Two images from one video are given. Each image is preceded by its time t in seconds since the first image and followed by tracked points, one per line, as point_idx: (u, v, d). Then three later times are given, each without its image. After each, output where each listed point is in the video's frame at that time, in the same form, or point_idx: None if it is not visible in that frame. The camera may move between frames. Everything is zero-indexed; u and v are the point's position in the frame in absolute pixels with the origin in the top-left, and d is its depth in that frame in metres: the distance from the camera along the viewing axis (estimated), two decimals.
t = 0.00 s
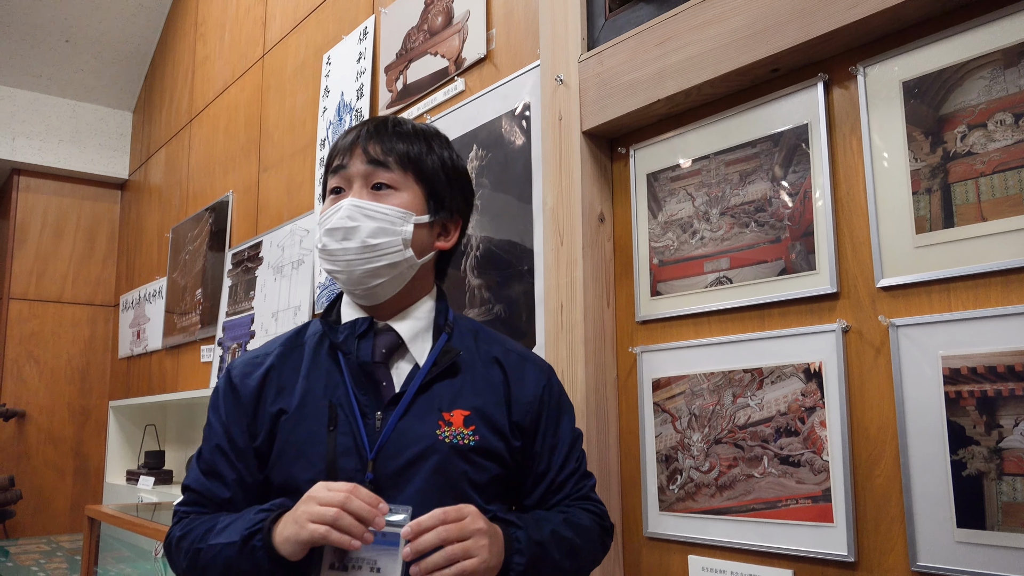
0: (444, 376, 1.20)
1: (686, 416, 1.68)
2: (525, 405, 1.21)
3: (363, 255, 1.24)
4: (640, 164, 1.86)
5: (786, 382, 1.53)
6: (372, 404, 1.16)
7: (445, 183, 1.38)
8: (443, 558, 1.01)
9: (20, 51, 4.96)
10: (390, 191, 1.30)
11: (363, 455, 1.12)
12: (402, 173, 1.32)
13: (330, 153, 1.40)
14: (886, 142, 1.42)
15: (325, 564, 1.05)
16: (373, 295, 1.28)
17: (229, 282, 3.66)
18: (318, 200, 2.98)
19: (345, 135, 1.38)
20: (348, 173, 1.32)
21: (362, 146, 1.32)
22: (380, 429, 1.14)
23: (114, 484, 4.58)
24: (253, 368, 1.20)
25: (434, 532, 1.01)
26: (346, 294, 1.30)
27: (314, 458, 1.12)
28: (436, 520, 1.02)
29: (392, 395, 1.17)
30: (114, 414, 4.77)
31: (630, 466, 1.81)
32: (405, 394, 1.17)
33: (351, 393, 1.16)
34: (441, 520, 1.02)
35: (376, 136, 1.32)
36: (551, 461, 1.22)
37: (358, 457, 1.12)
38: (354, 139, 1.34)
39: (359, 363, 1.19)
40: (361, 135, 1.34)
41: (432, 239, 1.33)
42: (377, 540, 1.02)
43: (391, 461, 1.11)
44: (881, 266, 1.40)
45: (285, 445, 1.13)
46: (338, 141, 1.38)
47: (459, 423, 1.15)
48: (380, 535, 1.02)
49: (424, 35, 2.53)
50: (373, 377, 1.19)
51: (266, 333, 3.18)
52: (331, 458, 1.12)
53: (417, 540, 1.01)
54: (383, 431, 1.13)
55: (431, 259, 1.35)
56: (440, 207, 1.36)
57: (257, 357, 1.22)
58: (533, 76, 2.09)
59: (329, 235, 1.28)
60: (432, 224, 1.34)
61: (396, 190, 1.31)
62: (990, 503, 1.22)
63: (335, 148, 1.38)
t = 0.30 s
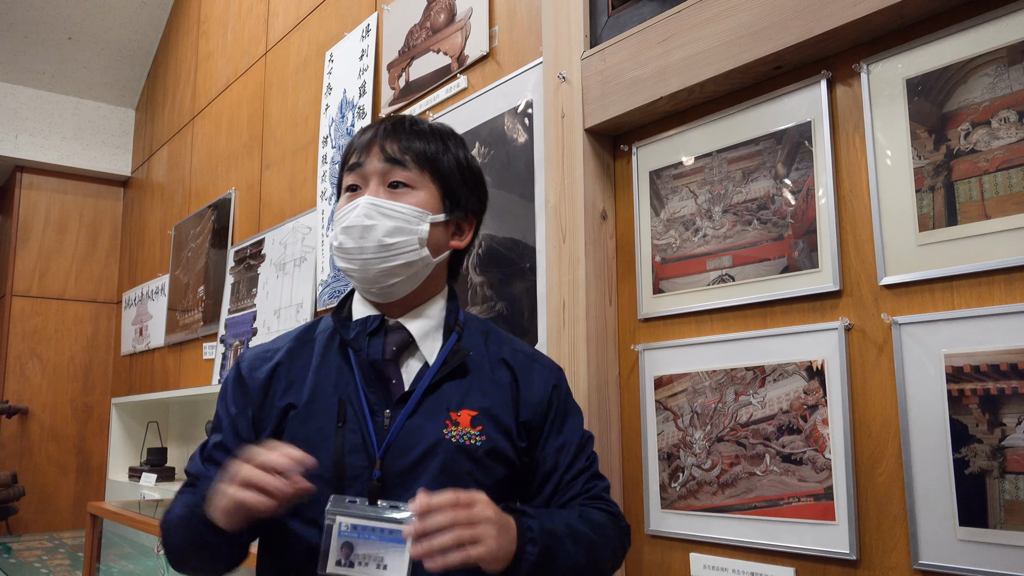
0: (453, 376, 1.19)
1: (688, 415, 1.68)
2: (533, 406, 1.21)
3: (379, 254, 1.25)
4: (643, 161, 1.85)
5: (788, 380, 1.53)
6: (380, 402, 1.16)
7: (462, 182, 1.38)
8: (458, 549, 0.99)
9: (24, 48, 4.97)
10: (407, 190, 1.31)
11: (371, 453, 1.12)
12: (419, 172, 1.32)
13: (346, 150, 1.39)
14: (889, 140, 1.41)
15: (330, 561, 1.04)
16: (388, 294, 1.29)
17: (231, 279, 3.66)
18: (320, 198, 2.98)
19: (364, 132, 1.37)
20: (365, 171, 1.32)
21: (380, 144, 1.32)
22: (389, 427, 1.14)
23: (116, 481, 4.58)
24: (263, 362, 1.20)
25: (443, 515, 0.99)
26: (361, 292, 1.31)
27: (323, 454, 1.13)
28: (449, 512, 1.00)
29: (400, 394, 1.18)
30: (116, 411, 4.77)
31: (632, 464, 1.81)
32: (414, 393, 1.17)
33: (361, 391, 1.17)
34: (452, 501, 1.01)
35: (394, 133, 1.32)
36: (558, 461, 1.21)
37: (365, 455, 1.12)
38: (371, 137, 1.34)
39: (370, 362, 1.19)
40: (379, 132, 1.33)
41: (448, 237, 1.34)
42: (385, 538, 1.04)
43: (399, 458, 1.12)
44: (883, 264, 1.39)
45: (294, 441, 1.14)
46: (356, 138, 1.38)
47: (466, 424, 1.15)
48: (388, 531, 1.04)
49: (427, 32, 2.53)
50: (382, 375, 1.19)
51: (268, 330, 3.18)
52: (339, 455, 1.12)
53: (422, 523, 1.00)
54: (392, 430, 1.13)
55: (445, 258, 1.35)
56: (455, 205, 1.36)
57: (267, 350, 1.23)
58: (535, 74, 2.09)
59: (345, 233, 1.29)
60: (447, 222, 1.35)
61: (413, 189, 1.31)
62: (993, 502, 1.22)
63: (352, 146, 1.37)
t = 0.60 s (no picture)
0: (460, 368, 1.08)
1: (690, 410, 1.68)
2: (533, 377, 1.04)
3: (424, 254, 1.16)
4: (646, 157, 1.85)
5: (791, 376, 1.52)
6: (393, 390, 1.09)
7: (506, 195, 1.29)
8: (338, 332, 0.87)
9: (25, 44, 4.97)
10: (454, 196, 1.22)
11: (379, 436, 1.06)
12: (467, 180, 1.23)
13: (393, 148, 1.29)
14: (892, 136, 1.41)
15: (334, 543, 1.01)
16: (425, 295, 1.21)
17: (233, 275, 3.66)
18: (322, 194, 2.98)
19: (414, 132, 1.27)
20: (413, 172, 1.22)
21: (432, 146, 1.22)
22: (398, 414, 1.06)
23: (118, 477, 4.59)
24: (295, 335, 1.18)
25: (313, 282, 0.89)
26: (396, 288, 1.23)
27: (336, 433, 1.07)
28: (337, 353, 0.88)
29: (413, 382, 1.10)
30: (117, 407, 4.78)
31: (634, 460, 1.81)
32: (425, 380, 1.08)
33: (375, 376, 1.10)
34: (329, 276, 0.90)
35: (448, 137, 1.22)
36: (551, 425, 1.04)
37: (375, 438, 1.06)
38: (421, 137, 1.24)
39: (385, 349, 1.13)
40: (432, 133, 1.23)
41: (485, 247, 1.25)
42: (390, 522, 0.99)
43: (405, 444, 1.04)
44: (886, 260, 1.39)
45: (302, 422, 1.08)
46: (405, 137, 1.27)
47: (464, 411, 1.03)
48: (391, 514, 0.99)
49: (429, 28, 2.53)
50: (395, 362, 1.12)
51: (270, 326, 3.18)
52: (349, 438, 1.06)
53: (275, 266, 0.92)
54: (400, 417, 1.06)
55: (478, 265, 1.27)
56: (498, 215, 1.26)
57: (304, 326, 1.21)
58: (537, 70, 2.09)
59: (388, 227, 1.20)
60: (486, 232, 1.26)
61: (459, 195, 1.22)
62: (996, 498, 1.22)
63: (400, 145, 1.27)
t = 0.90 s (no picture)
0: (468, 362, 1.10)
1: (695, 408, 1.68)
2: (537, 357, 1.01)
3: (452, 253, 1.16)
4: (650, 154, 1.85)
5: (796, 373, 1.52)
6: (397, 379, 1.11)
7: (533, 198, 1.30)
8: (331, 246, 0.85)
9: (28, 42, 4.97)
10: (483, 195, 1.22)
11: (383, 427, 1.08)
12: (497, 180, 1.24)
13: (424, 147, 1.30)
14: (898, 134, 1.41)
15: (333, 531, 1.03)
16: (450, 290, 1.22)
17: (236, 273, 3.66)
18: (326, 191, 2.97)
19: (447, 132, 1.28)
20: (445, 169, 1.22)
21: (465, 145, 1.23)
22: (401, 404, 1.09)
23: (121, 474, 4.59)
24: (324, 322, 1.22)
25: (304, 187, 0.85)
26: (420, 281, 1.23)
27: (342, 422, 1.10)
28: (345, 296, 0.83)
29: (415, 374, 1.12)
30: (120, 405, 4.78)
31: (638, 457, 1.80)
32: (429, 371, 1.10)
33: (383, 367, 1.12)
34: (325, 188, 0.87)
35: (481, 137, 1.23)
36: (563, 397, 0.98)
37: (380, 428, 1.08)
38: (455, 136, 1.25)
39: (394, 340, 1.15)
40: (465, 133, 1.25)
41: (511, 247, 1.27)
42: (386, 512, 1.01)
43: (407, 436, 1.07)
44: (892, 258, 1.39)
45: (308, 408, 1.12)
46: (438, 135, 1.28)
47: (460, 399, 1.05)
48: (389, 505, 1.01)
49: (433, 25, 2.52)
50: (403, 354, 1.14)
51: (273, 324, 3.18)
52: (355, 426, 1.09)
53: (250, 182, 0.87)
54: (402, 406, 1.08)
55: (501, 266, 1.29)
56: (524, 216, 1.28)
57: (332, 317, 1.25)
58: (542, 67, 2.09)
59: (415, 224, 1.18)
60: (513, 232, 1.27)
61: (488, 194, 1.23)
62: (1003, 495, 1.22)
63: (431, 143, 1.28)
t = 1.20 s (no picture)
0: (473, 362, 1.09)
1: (697, 406, 1.68)
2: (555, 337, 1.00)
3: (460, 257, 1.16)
4: (654, 152, 1.84)
5: (800, 372, 1.52)
6: (401, 377, 1.10)
7: (537, 196, 1.31)
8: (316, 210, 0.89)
9: (32, 38, 4.98)
10: (489, 194, 1.22)
11: (386, 424, 1.07)
12: (502, 179, 1.24)
13: (426, 147, 1.29)
14: (902, 132, 1.40)
15: (339, 528, 1.04)
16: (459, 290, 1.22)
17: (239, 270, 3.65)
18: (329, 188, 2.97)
19: (449, 131, 1.27)
20: (449, 169, 1.21)
21: (470, 145, 1.22)
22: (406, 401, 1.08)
23: (123, 471, 4.60)
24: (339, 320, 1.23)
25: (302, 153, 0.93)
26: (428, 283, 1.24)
27: (349, 420, 1.10)
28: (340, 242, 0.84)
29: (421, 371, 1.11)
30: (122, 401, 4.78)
31: (640, 455, 1.80)
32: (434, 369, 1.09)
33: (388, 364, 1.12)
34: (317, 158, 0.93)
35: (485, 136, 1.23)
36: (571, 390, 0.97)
37: (384, 425, 1.07)
38: (458, 135, 1.24)
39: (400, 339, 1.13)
40: (469, 133, 1.24)
41: (516, 245, 1.27)
42: (389, 510, 1.01)
43: (410, 436, 1.05)
44: (896, 256, 1.38)
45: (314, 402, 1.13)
46: (441, 135, 1.27)
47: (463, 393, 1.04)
48: (391, 502, 1.01)
49: (436, 22, 2.52)
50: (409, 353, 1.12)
51: (276, 321, 3.18)
52: (361, 423, 1.08)
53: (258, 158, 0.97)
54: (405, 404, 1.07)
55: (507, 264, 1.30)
56: (530, 215, 1.28)
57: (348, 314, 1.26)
58: (545, 64, 2.08)
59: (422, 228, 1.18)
60: (519, 230, 1.27)
61: (494, 194, 1.22)
62: (1006, 494, 1.22)
63: (434, 143, 1.27)
